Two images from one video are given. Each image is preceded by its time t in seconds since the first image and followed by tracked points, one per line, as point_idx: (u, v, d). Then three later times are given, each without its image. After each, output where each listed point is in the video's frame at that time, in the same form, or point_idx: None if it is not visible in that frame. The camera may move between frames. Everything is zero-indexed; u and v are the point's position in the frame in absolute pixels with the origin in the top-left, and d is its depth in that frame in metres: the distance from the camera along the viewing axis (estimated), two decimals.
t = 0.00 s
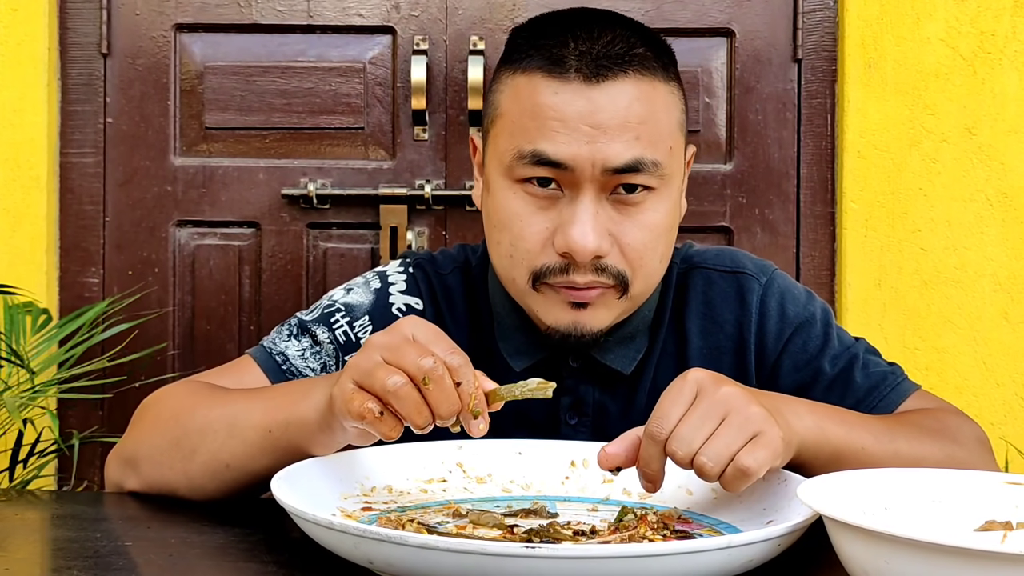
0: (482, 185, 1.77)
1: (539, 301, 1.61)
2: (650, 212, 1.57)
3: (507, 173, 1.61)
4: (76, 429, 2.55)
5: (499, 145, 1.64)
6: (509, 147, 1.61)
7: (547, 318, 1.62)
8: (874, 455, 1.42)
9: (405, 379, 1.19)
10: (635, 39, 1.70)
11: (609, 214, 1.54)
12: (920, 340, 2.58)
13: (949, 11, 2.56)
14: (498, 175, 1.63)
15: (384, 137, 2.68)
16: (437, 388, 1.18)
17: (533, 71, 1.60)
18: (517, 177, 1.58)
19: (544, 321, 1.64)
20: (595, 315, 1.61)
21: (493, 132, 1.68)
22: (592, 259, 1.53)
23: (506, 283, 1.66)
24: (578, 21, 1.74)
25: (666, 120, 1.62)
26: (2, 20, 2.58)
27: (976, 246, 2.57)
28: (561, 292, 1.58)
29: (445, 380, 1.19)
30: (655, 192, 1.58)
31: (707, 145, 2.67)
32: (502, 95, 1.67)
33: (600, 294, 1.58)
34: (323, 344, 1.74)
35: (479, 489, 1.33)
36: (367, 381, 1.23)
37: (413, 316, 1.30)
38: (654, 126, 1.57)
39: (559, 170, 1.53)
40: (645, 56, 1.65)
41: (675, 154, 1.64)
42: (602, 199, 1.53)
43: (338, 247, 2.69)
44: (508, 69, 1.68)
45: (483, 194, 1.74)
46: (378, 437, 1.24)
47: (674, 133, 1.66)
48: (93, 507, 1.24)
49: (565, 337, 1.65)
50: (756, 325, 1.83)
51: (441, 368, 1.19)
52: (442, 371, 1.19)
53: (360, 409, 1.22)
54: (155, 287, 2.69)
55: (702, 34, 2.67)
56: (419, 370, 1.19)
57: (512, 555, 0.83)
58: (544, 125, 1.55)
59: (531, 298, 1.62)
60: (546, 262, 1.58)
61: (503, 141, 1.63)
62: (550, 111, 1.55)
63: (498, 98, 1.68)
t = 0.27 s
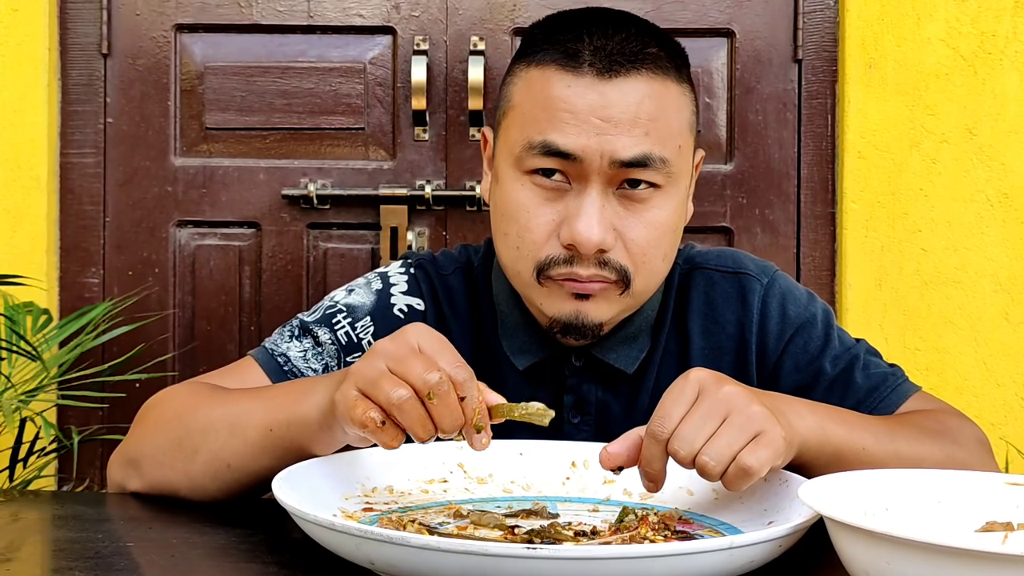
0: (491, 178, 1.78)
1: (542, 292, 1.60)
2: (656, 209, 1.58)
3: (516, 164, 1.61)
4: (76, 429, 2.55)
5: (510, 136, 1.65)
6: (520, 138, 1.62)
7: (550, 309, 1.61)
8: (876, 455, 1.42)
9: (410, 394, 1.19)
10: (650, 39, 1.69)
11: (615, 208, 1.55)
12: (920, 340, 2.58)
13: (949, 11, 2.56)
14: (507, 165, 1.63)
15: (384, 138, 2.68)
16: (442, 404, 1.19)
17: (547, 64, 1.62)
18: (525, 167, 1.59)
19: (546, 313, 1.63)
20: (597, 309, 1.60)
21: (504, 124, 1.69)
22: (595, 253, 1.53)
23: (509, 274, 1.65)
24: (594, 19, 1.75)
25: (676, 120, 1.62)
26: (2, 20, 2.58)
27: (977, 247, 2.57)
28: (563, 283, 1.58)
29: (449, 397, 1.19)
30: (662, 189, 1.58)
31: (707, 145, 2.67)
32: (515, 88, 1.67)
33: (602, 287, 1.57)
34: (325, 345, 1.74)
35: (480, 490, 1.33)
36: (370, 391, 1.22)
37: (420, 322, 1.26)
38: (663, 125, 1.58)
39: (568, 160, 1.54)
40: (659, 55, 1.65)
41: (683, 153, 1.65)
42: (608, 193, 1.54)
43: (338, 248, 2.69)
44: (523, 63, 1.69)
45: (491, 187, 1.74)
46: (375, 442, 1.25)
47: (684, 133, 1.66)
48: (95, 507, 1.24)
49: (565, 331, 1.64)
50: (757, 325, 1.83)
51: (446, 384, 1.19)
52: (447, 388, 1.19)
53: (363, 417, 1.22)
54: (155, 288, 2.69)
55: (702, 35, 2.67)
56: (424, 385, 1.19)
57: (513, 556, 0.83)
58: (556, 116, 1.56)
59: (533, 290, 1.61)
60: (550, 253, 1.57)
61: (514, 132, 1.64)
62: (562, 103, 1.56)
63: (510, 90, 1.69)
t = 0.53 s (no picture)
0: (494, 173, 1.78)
1: (539, 288, 1.61)
2: (656, 210, 1.58)
3: (520, 161, 1.61)
4: (77, 429, 2.55)
5: (515, 132, 1.65)
6: (525, 134, 1.62)
7: (546, 308, 1.62)
8: (876, 454, 1.42)
9: (399, 382, 1.19)
10: (658, 40, 1.69)
11: (616, 208, 1.54)
12: (921, 340, 2.58)
13: (950, 11, 2.56)
14: (511, 162, 1.63)
15: (385, 137, 2.68)
16: (430, 381, 1.17)
17: (555, 62, 1.62)
18: (530, 164, 1.58)
19: (543, 311, 1.63)
20: (594, 310, 1.60)
21: (509, 121, 1.69)
22: (594, 252, 1.53)
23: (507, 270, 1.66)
24: (602, 18, 1.75)
25: (681, 122, 1.63)
26: (3, 20, 2.58)
27: (977, 247, 2.57)
28: (559, 280, 1.59)
29: (436, 373, 1.17)
30: (664, 191, 1.58)
31: (708, 145, 2.67)
32: (522, 83, 1.68)
33: (599, 289, 1.58)
34: (325, 344, 1.74)
35: (481, 489, 1.33)
36: (364, 388, 1.23)
37: (391, 307, 1.28)
38: (669, 127, 1.59)
39: (572, 159, 1.53)
40: (666, 57, 1.65)
41: (687, 155, 1.66)
42: (611, 193, 1.54)
43: (339, 247, 2.69)
44: (530, 60, 1.69)
45: (494, 182, 1.74)
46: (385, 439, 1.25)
47: (688, 135, 1.67)
48: (96, 507, 1.24)
49: (562, 330, 1.64)
50: (758, 325, 1.83)
51: (428, 363, 1.18)
52: (430, 366, 1.18)
53: (365, 418, 1.23)
54: (156, 288, 2.69)
55: (703, 34, 2.67)
56: (409, 370, 1.19)
57: (517, 555, 0.83)
58: (562, 114, 1.56)
59: (530, 285, 1.62)
60: (550, 248, 1.57)
61: (520, 128, 1.64)
62: (569, 101, 1.56)
63: (518, 87, 1.69)
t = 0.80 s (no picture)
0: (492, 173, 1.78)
1: (537, 287, 1.61)
2: (654, 206, 1.58)
3: (516, 159, 1.61)
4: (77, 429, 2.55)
5: (512, 131, 1.65)
6: (521, 133, 1.62)
7: (543, 306, 1.62)
8: (877, 455, 1.42)
9: (403, 393, 1.19)
10: (654, 38, 1.69)
11: (614, 205, 1.55)
12: (921, 341, 2.58)
13: (951, 11, 2.56)
14: (508, 161, 1.63)
15: (386, 138, 2.68)
16: (436, 396, 1.18)
17: (550, 60, 1.62)
18: (526, 162, 1.59)
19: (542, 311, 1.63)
20: (592, 309, 1.60)
21: (506, 119, 1.69)
22: (592, 248, 1.53)
23: (506, 269, 1.66)
24: (598, 17, 1.75)
25: (677, 118, 1.62)
26: (3, 20, 2.58)
27: (978, 247, 2.57)
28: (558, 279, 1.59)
29: (442, 388, 1.18)
30: (662, 188, 1.58)
31: (708, 145, 2.67)
32: (517, 83, 1.68)
33: (596, 286, 1.58)
34: (325, 344, 1.74)
35: (481, 490, 1.33)
36: (367, 397, 1.23)
37: (397, 315, 1.27)
38: (665, 123, 1.59)
39: (569, 156, 1.54)
40: (662, 54, 1.64)
41: (685, 152, 1.66)
42: (608, 189, 1.54)
43: (339, 247, 2.69)
44: (526, 59, 1.69)
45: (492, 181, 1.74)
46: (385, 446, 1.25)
47: (685, 131, 1.66)
48: (96, 507, 1.24)
49: (560, 330, 1.63)
50: (758, 325, 1.83)
51: (435, 376, 1.18)
52: (437, 380, 1.18)
53: (364, 426, 1.23)
54: (156, 288, 2.69)
55: (703, 35, 2.67)
56: (415, 382, 1.19)
57: (517, 556, 0.83)
58: (557, 112, 1.56)
59: (529, 285, 1.61)
60: (547, 247, 1.57)
61: (516, 127, 1.64)
62: (564, 98, 1.56)
63: (514, 87, 1.69)
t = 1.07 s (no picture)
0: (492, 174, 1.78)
1: (539, 288, 1.60)
2: (655, 207, 1.58)
3: (517, 161, 1.61)
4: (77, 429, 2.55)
5: (512, 133, 1.65)
6: (521, 135, 1.61)
7: (546, 305, 1.61)
8: (876, 455, 1.42)
9: (402, 388, 1.19)
10: (653, 38, 1.69)
11: (614, 206, 1.55)
12: (921, 341, 2.58)
13: (951, 12, 2.56)
14: (508, 163, 1.63)
15: (386, 137, 2.68)
16: (435, 392, 1.18)
17: (549, 62, 1.62)
18: (526, 164, 1.59)
19: (543, 310, 1.63)
20: (594, 307, 1.60)
21: (506, 121, 1.69)
22: (593, 249, 1.53)
23: (507, 268, 1.66)
24: (597, 17, 1.75)
25: (676, 118, 1.62)
26: (3, 20, 2.58)
27: (978, 247, 2.57)
28: (561, 279, 1.58)
29: (441, 384, 1.18)
30: (661, 188, 1.58)
31: (708, 146, 2.67)
32: (516, 85, 1.68)
33: (599, 283, 1.58)
34: (325, 344, 1.74)
35: (482, 490, 1.33)
36: (366, 391, 1.23)
37: (402, 313, 1.27)
38: (664, 123, 1.59)
39: (569, 159, 1.54)
40: (661, 54, 1.64)
41: (684, 152, 1.66)
42: (608, 190, 1.54)
43: (339, 247, 2.69)
44: (526, 60, 1.69)
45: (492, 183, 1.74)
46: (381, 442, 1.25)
47: (685, 131, 1.66)
48: (96, 507, 1.24)
49: (562, 328, 1.63)
50: (758, 325, 1.83)
51: (435, 371, 1.18)
52: (437, 376, 1.18)
53: (362, 420, 1.23)
54: (156, 288, 2.69)
55: (703, 35, 2.67)
56: (414, 377, 1.19)
57: (517, 556, 0.83)
58: (557, 114, 1.56)
59: (531, 286, 1.61)
60: (549, 249, 1.57)
61: (516, 129, 1.64)
62: (563, 100, 1.56)
63: (513, 88, 1.69)
